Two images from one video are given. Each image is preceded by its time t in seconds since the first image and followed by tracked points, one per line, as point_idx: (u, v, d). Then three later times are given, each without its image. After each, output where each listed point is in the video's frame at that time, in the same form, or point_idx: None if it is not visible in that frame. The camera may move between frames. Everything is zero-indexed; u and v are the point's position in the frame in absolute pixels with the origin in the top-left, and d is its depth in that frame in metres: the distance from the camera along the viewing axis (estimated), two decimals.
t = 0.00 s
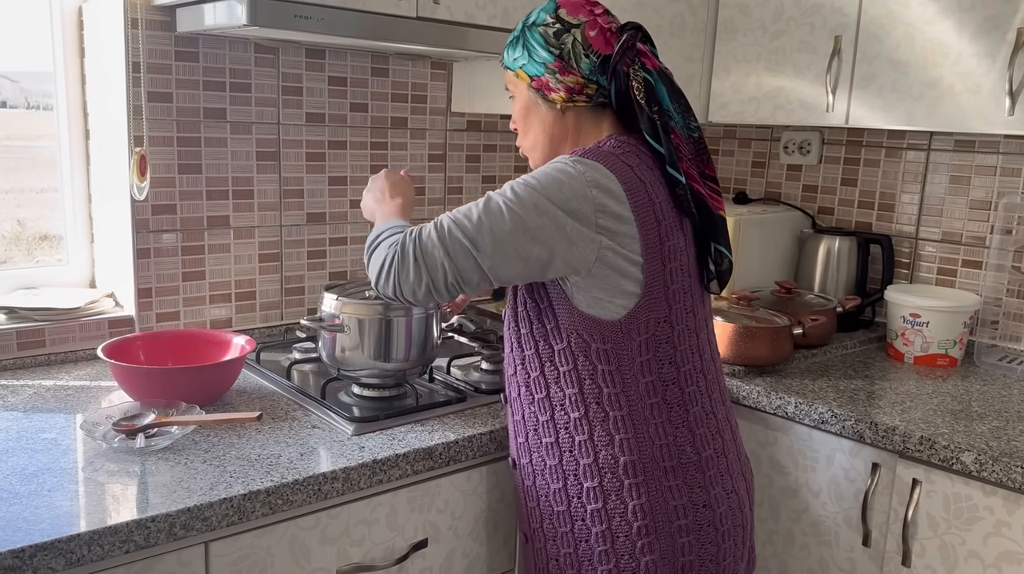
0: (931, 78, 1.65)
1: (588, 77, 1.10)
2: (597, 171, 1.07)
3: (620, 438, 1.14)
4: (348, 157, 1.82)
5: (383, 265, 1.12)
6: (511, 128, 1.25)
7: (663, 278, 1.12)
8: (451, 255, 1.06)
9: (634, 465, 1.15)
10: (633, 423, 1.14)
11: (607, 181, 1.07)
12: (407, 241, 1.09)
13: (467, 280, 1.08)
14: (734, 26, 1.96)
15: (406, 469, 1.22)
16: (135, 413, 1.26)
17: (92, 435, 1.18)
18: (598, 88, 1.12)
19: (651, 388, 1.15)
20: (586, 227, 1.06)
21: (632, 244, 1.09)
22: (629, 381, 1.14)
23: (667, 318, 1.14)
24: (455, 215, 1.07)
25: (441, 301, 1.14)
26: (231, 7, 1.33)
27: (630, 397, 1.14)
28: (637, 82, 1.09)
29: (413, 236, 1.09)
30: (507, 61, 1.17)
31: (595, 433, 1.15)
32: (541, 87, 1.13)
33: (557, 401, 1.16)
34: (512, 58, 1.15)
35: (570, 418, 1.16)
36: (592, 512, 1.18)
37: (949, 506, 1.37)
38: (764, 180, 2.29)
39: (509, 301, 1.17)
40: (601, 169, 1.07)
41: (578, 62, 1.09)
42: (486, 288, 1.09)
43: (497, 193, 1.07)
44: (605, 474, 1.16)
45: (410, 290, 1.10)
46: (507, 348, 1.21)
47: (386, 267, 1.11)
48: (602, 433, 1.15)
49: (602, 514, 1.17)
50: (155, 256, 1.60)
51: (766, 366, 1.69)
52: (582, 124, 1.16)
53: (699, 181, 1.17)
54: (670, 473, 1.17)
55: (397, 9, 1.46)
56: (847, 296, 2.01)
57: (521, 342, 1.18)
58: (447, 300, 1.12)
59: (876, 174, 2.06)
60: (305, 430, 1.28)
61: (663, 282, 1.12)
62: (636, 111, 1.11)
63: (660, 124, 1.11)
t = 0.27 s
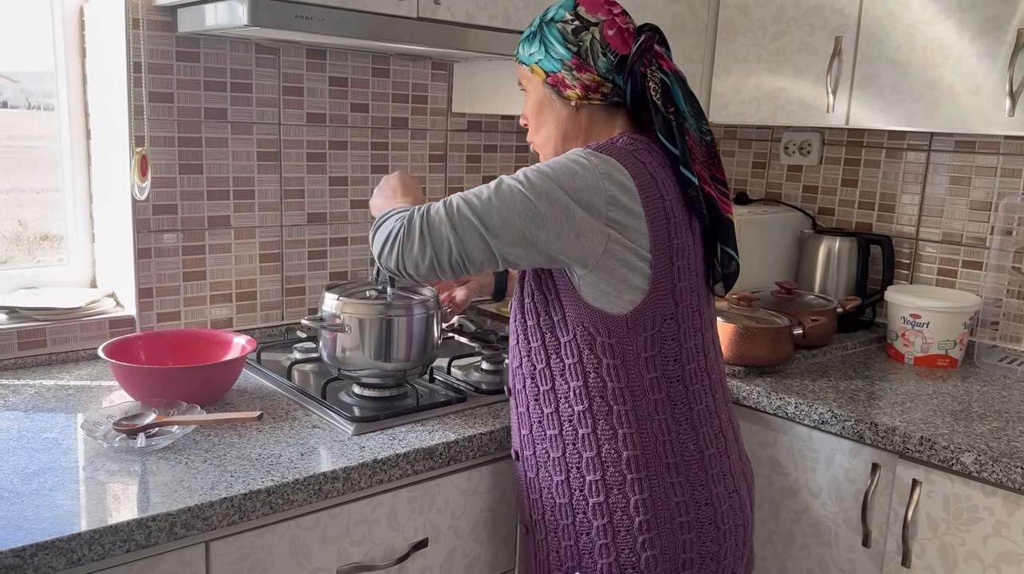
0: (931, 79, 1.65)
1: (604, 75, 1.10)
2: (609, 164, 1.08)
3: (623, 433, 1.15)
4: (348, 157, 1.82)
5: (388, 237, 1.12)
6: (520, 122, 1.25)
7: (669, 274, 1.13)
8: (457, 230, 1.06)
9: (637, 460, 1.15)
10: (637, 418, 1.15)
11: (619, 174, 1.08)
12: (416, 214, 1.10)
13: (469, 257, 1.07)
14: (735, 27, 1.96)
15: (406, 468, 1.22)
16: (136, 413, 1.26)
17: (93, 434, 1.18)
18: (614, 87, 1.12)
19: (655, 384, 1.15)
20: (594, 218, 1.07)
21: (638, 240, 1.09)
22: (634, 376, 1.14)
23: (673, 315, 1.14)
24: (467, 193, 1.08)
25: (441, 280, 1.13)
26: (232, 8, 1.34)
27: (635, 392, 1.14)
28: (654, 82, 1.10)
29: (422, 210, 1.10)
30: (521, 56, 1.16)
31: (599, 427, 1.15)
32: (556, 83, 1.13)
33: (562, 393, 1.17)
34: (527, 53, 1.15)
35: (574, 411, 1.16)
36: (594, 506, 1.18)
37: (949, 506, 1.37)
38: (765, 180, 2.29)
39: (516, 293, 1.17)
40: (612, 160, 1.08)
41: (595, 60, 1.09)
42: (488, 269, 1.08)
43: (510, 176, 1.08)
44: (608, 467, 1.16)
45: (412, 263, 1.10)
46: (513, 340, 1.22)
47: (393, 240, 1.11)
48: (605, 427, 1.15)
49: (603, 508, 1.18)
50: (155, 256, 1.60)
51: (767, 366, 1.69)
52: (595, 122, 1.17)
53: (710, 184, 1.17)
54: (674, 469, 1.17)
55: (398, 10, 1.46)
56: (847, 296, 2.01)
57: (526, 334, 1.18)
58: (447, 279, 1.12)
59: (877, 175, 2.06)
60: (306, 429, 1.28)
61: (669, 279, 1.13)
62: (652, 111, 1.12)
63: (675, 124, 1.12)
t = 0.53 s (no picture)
0: (930, 81, 1.66)
1: (613, 77, 1.11)
2: (614, 162, 1.08)
3: (627, 432, 1.15)
4: (347, 159, 1.82)
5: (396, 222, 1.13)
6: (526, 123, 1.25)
7: (674, 275, 1.13)
8: (463, 216, 1.07)
9: (641, 459, 1.15)
10: (640, 417, 1.15)
11: (625, 174, 1.08)
12: (425, 201, 1.11)
13: (472, 245, 1.08)
14: (734, 29, 1.96)
15: (404, 471, 1.22)
16: (134, 414, 1.26)
17: (91, 436, 1.18)
18: (622, 89, 1.13)
19: (659, 384, 1.15)
20: (600, 215, 1.07)
21: (644, 240, 1.10)
22: (638, 375, 1.14)
23: (677, 316, 1.14)
24: (476, 184, 1.09)
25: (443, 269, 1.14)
26: (231, 10, 1.34)
27: (638, 392, 1.14)
28: (663, 86, 1.11)
29: (431, 197, 1.11)
30: (529, 57, 1.17)
31: (602, 426, 1.15)
32: (564, 85, 1.14)
33: (566, 391, 1.17)
34: (535, 54, 1.15)
35: (578, 409, 1.16)
36: (597, 504, 1.18)
37: (947, 509, 1.37)
38: (764, 182, 2.29)
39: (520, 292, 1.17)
40: (619, 160, 1.09)
41: (604, 62, 1.10)
42: (491, 259, 1.09)
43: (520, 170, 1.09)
44: (611, 466, 1.16)
45: (416, 247, 1.10)
46: (516, 339, 1.22)
47: (400, 226, 1.12)
48: (609, 425, 1.15)
49: (606, 506, 1.18)
50: (154, 258, 1.61)
51: (765, 369, 1.69)
52: (602, 124, 1.17)
53: (715, 188, 1.17)
54: (677, 469, 1.17)
55: (396, 12, 1.46)
56: (846, 298, 2.01)
57: (530, 331, 1.19)
58: (449, 267, 1.12)
59: (875, 177, 2.06)
60: (303, 432, 1.28)
61: (673, 279, 1.13)
62: (660, 114, 1.12)
63: (683, 128, 1.12)
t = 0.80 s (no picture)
0: (929, 85, 1.66)
1: (625, 81, 1.11)
2: (620, 160, 1.09)
3: (627, 430, 1.15)
4: (347, 161, 1.82)
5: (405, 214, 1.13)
6: (534, 121, 1.26)
7: (677, 275, 1.13)
8: (469, 210, 1.07)
9: (640, 458, 1.16)
10: (641, 416, 1.15)
11: (630, 173, 1.08)
12: (434, 195, 1.11)
13: (477, 238, 1.08)
14: (733, 32, 1.96)
15: (402, 473, 1.22)
16: (133, 416, 1.26)
17: (90, 437, 1.18)
18: (633, 93, 1.13)
19: (660, 383, 1.16)
20: (605, 214, 1.07)
21: (648, 240, 1.10)
22: (639, 374, 1.14)
23: (680, 316, 1.15)
24: (485, 179, 1.09)
25: (449, 262, 1.14)
26: (232, 12, 1.34)
27: (640, 391, 1.15)
28: (675, 92, 1.12)
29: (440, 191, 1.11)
30: (541, 57, 1.17)
31: (603, 423, 1.16)
32: (576, 86, 1.14)
33: (567, 388, 1.17)
34: (547, 53, 1.15)
35: (580, 406, 1.17)
36: (596, 501, 1.19)
37: (945, 511, 1.37)
38: (763, 185, 2.29)
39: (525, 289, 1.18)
40: (625, 159, 1.09)
41: (617, 65, 1.10)
42: (496, 253, 1.09)
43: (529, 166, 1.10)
44: (610, 463, 1.16)
45: (423, 240, 1.11)
46: (521, 336, 1.22)
47: (408, 219, 1.12)
48: (609, 424, 1.15)
49: (605, 503, 1.18)
50: (154, 259, 1.61)
51: (764, 371, 1.69)
52: (611, 127, 1.18)
53: (722, 193, 1.18)
54: (676, 468, 1.17)
55: (396, 14, 1.47)
56: (845, 301, 2.02)
57: (534, 328, 1.19)
58: (455, 260, 1.12)
59: (874, 180, 2.07)
60: (302, 433, 1.28)
61: (676, 280, 1.13)
62: (670, 118, 1.13)
63: (693, 133, 1.13)
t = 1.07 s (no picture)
0: (928, 88, 1.66)
1: (631, 85, 1.11)
2: (624, 162, 1.09)
3: (631, 432, 1.15)
4: (347, 163, 1.83)
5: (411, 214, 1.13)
6: (538, 122, 1.25)
7: (681, 278, 1.13)
8: (474, 210, 1.08)
9: (644, 460, 1.16)
10: (645, 418, 1.15)
11: (635, 176, 1.08)
12: (440, 194, 1.12)
13: (482, 238, 1.08)
14: (733, 35, 1.96)
15: (401, 475, 1.22)
16: (131, 417, 1.26)
17: (89, 438, 1.18)
18: (639, 97, 1.14)
19: (664, 385, 1.16)
20: (610, 217, 1.07)
21: (652, 242, 1.10)
22: (643, 376, 1.14)
23: (683, 319, 1.15)
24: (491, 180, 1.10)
25: (453, 262, 1.14)
26: (232, 15, 1.34)
27: (644, 393, 1.15)
28: (681, 97, 1.13)
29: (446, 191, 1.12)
30: (547, 58, 1.17)
31: (607, 426, 1.16)
32: (582, 89, 1.14)
33: (571, 390, 1.17)
34: (554, 55, 1.15)
35: (583, 409, 1.17)
36: (600, 503, 1.19)
37: (943, 515, 1.37)
38: (763, 188, 2.29)
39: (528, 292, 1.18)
40: (631, 163, 1.09)
41: (623, 70, 1.10)
42: (500, 254, 1.09)
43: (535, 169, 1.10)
44: (615, 465, 1.16)
45: (428, 239, 1.11)
46: (524, 339, 1.22)
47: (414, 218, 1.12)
48: (614, 426, 1.15)
49: (609, 505, 1.18)
50: (153, 260, 1.61)
51: (762, 374, 1.69)
52: (615, 131, 1.18)
53: (727, 198, 1.19)
54: (680, 470, 1.18)
55: (396, 17, 1.47)
56: (843, 304, 2.02)
57: (538, 330, 1.19)
58: (459, 260, 1.12)
59: (873, 183, 2.07)
60: (301, 435, 1.28)
61: (680, 282, 1.13)
62: (677, 124, 1.14)
63: (699, 139, 1.14)
